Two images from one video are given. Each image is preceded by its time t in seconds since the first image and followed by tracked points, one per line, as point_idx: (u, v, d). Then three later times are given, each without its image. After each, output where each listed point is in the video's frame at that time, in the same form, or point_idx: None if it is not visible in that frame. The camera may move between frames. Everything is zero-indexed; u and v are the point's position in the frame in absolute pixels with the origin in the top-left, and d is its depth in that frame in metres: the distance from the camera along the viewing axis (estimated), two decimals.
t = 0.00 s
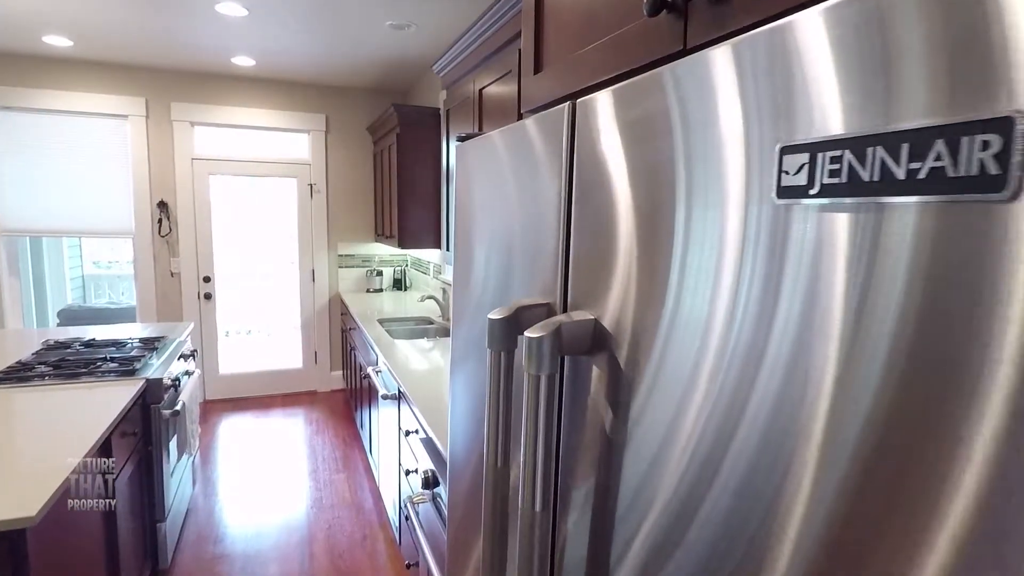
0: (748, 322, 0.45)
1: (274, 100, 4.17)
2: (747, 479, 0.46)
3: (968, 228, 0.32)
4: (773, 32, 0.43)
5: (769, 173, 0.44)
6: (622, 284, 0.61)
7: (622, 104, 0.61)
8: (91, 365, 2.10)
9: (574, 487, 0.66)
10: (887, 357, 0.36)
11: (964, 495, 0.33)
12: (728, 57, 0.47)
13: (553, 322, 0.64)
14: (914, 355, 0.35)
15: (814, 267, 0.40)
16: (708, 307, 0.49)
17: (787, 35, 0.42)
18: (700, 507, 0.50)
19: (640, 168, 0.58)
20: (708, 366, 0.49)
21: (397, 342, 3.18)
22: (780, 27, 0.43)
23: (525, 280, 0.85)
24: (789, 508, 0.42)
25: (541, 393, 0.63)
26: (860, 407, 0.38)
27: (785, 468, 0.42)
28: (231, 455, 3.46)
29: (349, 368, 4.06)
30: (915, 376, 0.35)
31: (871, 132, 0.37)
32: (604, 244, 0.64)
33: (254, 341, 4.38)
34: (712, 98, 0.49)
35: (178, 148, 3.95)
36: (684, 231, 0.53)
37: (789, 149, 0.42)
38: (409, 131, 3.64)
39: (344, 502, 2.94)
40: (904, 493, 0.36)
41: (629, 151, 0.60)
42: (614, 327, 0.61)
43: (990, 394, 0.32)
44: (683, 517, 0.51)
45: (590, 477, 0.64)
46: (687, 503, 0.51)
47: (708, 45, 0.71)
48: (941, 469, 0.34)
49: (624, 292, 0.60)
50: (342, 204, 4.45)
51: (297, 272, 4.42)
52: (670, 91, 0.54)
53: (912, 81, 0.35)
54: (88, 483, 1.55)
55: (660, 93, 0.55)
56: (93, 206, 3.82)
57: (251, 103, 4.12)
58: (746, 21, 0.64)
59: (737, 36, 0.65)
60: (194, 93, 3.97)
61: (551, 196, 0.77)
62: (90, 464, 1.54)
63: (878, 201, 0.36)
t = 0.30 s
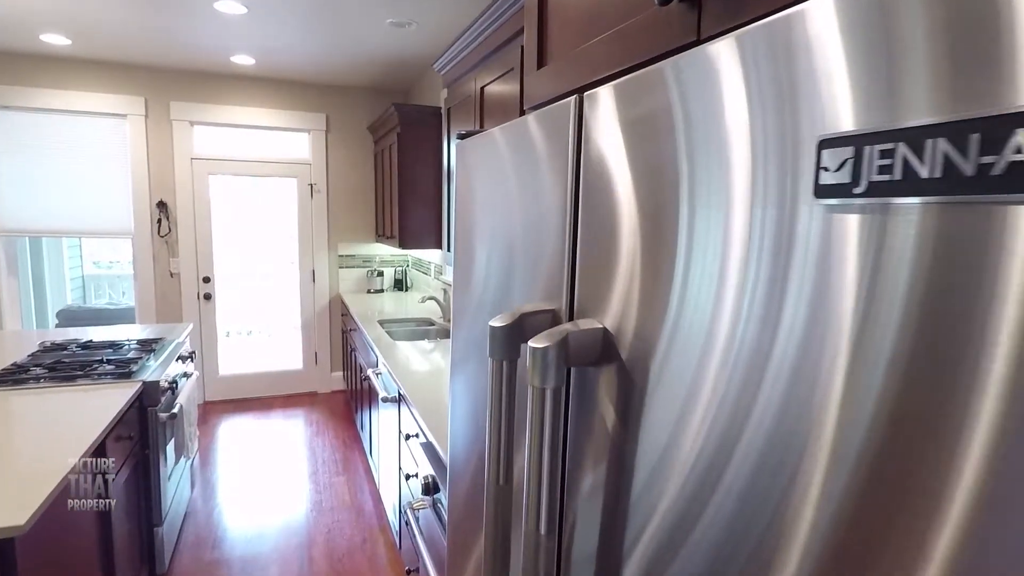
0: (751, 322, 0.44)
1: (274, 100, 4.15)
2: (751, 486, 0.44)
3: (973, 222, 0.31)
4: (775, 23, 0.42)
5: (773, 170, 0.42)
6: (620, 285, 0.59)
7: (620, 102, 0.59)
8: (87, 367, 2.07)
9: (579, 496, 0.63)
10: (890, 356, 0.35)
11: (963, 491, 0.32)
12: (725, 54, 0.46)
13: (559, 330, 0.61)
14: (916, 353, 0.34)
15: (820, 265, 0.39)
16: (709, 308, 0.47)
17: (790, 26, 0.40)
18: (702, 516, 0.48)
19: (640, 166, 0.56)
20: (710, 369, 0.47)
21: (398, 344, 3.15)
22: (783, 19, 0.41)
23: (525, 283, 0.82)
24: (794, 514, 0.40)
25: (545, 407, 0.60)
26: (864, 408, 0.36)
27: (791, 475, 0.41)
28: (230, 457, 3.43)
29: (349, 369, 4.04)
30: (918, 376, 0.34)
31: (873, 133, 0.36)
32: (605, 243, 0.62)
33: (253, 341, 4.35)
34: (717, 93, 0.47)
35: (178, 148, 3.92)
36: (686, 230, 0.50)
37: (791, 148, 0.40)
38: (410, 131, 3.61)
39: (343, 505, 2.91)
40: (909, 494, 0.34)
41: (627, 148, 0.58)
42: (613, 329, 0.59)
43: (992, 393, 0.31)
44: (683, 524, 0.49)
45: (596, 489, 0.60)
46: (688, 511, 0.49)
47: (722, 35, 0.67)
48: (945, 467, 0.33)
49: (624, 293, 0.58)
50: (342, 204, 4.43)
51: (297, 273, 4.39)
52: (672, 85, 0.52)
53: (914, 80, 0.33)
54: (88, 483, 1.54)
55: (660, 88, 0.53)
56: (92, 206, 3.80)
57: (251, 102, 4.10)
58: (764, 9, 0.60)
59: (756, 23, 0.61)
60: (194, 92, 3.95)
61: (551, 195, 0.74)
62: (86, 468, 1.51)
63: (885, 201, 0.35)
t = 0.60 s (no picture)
0: (761, 322, 0.44)
1: (276, 99, 4.13)
2: (762, 485, 0.44)
3: (981, 219, 0.32)
4: (779, 19, 0.42)
5: (781, 169, 0.42)
6: (626, 284, 0.59)
7: (624, 104, 0.59)
8: (87, 369, 2.05)
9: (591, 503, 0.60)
10: (901, 355, 0.35)
11: (977, 488, 0.32)
12: (726, 56, 0.47)
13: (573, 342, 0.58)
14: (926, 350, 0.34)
15: (830, 265, 0.39)
16: (719, 308, 0.48)
17: (795, 26, 0.41)
18: (716, 516, 0.48)
19: (648, 166, 0.56)
20: (722, 369, 0.47)
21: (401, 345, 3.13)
22: (787, 13, 0.42)
23: (530, 286, 0.80)
24: (808, 513, 0.40)
25: (558, 426, 0.57)
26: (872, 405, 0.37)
27: (804, 473, 0.41)
28: (232, 458, 3.41)
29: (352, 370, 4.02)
30: (928, 374, 0.34)
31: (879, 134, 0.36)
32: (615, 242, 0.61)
33: (256, 342, 4.33)
34: (725, 93, 0.47)
35: (180, 147, 3.91)
36: (695, 232, 0.50)
37: (796, 148, 0.41)
38: (413, 131, 3.59)
39: (345, 508, 2.89)
40: (920, 491, 0.35)
41: (634, 148, 0.58)
42: (621, 329, 0.59)
43: (1005, 390, 0.31)
44: (693, 521, 0.49)
45: (610, 501, 0.58)
46: (700, 511, 0.49)
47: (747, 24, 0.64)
48: (955, 462, 0.33)
49: (633, 292, 0.58)
50: (345, 204, 4.40)
51: (300, 273, 4.37)
52: (681, 85, 0.52)
53: (923, 74, 0.33)
54: (88, 484, 1.51)
55: (667, 88, 0.53)
56: (95, 205, 3.79)
57: (253, 102, 4.08)
58: None
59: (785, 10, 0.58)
60: (196, 92, 3.93)
61: (556, 195, 0.73)
62: (83, 471, 1.47)
63: (895, 202, 0.35)
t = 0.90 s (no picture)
0: (778, 322, 0.42)
1: (286, 99, 4.13)
2: (780, 491, 0.42)
3: (1007, 212, 0.30)
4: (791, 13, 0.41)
5: (796, 164, 0.41)
6: (638, 284, 0.58)
7: (635, 101, 0.59)
8: (96, 369, 2.04)
9: (617, 518, 0.57)
10: (923, 356, 0.34)
11: (1009, 495, 0.30)
12: (740, 50, 0.46)
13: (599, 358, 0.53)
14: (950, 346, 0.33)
15: (848, 260, 0.37)
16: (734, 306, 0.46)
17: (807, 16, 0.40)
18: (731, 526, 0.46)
19: (660, 162, 0.55)
20: (737, 370, 0.45)
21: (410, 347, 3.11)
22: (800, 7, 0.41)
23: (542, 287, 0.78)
24: (828, 520, 0.39)
25: (583, 444, 0.54)
26: (893, 404, 0.35)
27: (823, 479, 0.39)
28: (241, 459, 3.40)
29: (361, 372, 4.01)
30: (954, 376, 0.33)
31: (904, 120, 0.34)
32: (626, 239, 0.60)
33: (265, 342, 4.34)
34: (739, 87, 0.46)
35: (190, 148, 3.92)
36: (711, 229, 0.49)
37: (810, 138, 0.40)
38: (422, 131, 3.57)
39: (353, 511, 2.87)
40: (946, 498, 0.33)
41: (647, 143, 0.57)
42: (632, 330, 0.58)
43: None
44: (705, 530, 0.48)
45: (636, 520, 0.55)
46: (716, 519, 0.47)
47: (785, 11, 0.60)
48: (981, 468, 0.32)
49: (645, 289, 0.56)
50: (354, 204, 4.40)
51: (309, 273, 4.37)
52: (695, 79, 0.51)
53: (942, 64, 0.32)
54: (93, 485, 1.50)
55: (680, 82, 0.52)
56: (107, 206, 3.81)
57: (263, 102, 4.08)
58: None
59: None
60: (206, 92, 3.94)
61: (569, 192, 0.71)
62: (89, 472, 1.46)
63: (917, 195, 0.34)
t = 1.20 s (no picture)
0: (814, 322, 0.41)
1: (314, 101, 4.17)
2: (817, 496, 0.41)
3: None
4: (829, 10, 0.41)
5: (830, 161, 0.40)
6: (664, 284, 0.57)
7: (662, 103, 0.58)
8: (129, 368, 2.08)
9: (660, 541, 0.53)
10: (969, 356, 0.33)
11: None
12: (772, 49, 0.46)
13: (646, 376, 0.49)
14: (1001, 344, 0.32)
15: (889, 256, 0.37)
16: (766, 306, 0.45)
17: (844, 15, 0.40)
18: (766, 531, 0.44)
19: (688, 162, 0.54)
20: (771, 372, 0.44)
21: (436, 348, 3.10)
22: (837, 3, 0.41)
23: (570, 288, 0.77)
24: (870, 526, 0.38)
25: (627, 468, 0.50)
26: (937, 404, 0.34)
27: (864, 481, 0.38)
28: (268, 458, 3.43)
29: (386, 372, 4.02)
30: (1001, 376, 0.32)
31: (952, 117, 0.34)
32: (650, 240, 0.59)
33: (293, 342, 4.38)
34: (772, 86, 0.45)
35: (221, 150, 3.98)
36: (741, 228, 0.48)
37: (846, 136, 0.39)
38: (448, 131, 3.57)
39: (378, 512, 2.87)
40: (995, 503, 0.32)
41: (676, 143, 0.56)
42: (657, 334, 0.57)
43: None
44: (740, 537, 0.47)
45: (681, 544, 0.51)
46: (749, 523, 0.46)
47: None
48: None
49: (673, 289, 0.56)
50: (380, 205, 4.42)
51: (336, 274, 4.40)
52: (725, 79, 0.51)
53: (990, 59, 0.32)
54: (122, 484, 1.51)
55: (710, 82, 0.52)
56: (141, 207, 3.89)
57: (292, 104, 4.13)
58: None
59: None
60: (236, 95, 4.00)
61: (595, 193, 0.71)
62: (119, 470, 1.48)
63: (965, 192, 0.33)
